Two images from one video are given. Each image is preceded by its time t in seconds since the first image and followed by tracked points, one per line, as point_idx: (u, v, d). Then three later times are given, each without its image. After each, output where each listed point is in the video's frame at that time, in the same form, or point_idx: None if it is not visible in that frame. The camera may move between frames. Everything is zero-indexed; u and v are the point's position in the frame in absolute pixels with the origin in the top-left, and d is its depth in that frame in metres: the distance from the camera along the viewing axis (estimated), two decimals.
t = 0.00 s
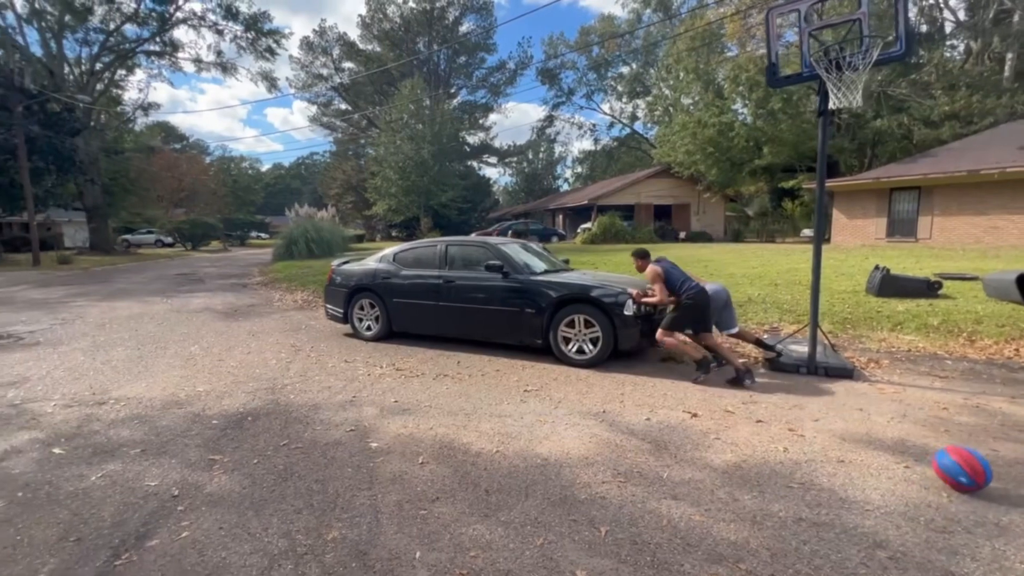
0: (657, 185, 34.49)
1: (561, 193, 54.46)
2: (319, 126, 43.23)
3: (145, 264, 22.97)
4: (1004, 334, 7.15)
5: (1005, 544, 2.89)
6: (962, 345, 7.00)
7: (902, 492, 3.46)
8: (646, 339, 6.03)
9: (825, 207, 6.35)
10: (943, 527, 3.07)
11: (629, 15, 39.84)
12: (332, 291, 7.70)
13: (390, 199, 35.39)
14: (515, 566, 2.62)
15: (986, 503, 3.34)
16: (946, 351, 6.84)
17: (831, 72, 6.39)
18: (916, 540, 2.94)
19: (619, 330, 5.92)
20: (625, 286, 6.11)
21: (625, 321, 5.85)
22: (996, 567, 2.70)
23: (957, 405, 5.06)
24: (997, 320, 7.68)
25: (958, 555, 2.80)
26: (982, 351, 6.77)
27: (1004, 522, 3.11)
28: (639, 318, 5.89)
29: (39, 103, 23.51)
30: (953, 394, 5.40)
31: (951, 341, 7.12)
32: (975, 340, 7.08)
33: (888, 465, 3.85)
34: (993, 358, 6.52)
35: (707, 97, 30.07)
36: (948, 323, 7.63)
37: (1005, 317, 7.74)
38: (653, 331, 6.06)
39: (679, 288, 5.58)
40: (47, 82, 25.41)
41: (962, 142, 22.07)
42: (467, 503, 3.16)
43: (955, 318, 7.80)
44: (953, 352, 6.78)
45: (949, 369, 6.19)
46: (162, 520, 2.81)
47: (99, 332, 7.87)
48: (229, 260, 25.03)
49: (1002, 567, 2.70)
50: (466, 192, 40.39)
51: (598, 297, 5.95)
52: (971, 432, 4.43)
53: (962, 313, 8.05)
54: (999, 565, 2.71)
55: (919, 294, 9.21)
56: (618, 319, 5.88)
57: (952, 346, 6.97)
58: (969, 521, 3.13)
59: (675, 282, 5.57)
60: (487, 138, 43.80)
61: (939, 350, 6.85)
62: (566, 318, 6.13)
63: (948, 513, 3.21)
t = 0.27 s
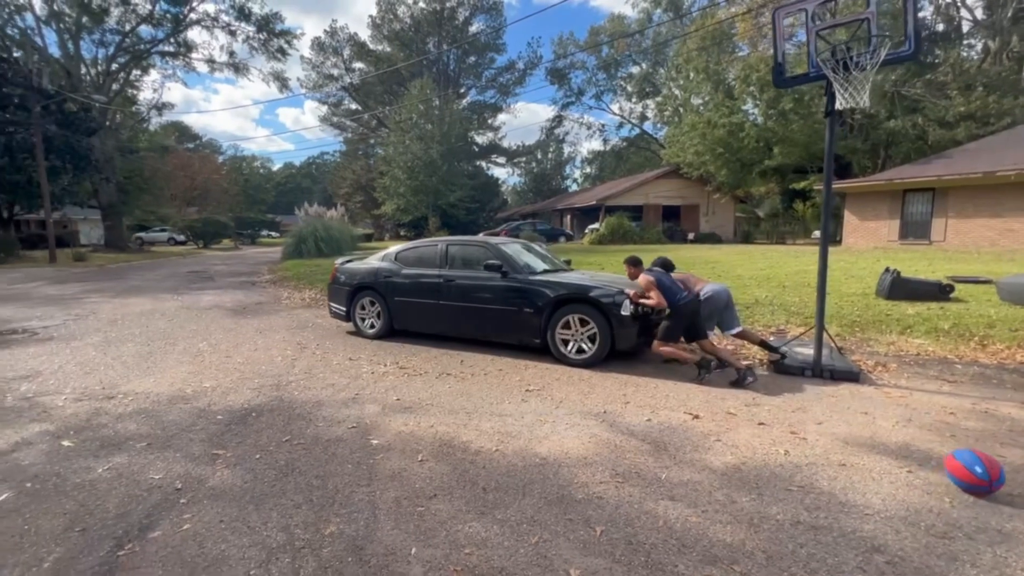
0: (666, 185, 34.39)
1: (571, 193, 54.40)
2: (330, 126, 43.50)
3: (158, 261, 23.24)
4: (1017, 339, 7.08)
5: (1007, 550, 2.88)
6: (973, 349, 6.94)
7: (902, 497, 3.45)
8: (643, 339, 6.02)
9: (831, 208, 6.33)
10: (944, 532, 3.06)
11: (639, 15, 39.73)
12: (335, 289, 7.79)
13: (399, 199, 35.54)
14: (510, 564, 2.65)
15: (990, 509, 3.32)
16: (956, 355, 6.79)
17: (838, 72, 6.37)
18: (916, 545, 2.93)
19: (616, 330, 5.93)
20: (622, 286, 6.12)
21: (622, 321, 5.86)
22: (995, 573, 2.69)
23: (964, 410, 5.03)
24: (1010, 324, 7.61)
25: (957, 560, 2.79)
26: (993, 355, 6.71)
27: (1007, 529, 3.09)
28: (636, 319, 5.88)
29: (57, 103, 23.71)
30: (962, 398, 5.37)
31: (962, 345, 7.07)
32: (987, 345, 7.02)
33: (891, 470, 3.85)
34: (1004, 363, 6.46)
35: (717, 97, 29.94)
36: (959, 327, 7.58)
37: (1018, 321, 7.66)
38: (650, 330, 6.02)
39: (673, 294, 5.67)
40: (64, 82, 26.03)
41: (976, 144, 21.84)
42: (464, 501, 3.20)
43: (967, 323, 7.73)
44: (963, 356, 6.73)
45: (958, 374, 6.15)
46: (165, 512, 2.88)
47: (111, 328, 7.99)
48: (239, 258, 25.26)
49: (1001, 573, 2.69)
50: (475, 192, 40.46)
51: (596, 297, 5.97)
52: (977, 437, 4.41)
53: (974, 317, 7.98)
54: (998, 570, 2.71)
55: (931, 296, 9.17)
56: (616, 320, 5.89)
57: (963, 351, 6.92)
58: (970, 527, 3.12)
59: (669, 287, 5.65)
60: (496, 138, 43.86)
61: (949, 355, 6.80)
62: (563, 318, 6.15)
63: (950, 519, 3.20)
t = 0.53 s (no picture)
0: (672, 186, 34.33)
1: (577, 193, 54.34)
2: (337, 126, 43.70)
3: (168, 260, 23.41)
4: None
5: (1008, 554, 2.88)
6: (981, 352, 6.91)
7: (904, 499, 3.46)
8: (638, 338, 6.03)
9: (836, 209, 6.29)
10: (945, 535, 3.06)
11: (647, 15, 39.64)
12: (336, 287, 7.86)
13: (406, 199, 35.65)
14: (507, 561, 2.69)
15: (992, 511, 3.32)
16: (964, 358, 6.77)
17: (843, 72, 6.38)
18: (916, 548, 2.94)
19: (611, 329, 5.96)
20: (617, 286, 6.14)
21: (616, 321, 5.88)
22: None
23: (970, 413, 5.02)
24: (1019, 326, 7.57)
25: (957, 563, 2.80)
26: (1002, 358, 6.68)
27: (1009, 532, 3.09)
28: (631, 318, 5.89)
29: (69, 104, 23.85)
30: (968, 401, 5.36)
31: (969, 348, 7.05)
32: (995, 347, 6.99)
33: (894, 472, 3.85)
34: (1012, 366, 6.43)
35: (724, 97, 29.85)
36: (967, 330, 7.55)
37: None
38: (646, 329, 6.01)
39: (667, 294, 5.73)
40: (76, 83, 26.37)
41: (987, 145, 21.66)
42: (464, 498, 3.24)
43: (974, 325, 7.71)
44: (971, 359, 6.70)
45: (964, 377, 6.14)
46: (170, 506, 2.94)
47: (120, 325, 8.09)
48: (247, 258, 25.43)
49: None
50: (481, 192, 40.52)
51: (591, 297, 5.99)
52: (981, 440, 4.41)
53: (982, 320, 7.95)
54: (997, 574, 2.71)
55: (938, 298, 9.12)
56: (610, 320, 5.91)
57: (971, 353, 6.89)
58: (973, 530, 3.12)
59: (661, 286, 5.73)
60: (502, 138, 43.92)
61: (956, 357, 6.78)
62: (558, 317, 6.19)
63: (951, 522, 3.21)
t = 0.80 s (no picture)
0: (678, 185, 34.25)
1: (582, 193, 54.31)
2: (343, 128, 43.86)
3: (175, 261, 23.57)
4: None
5: (1013, 555, 2.88)
6: (990, 352, 6.88)
7: (909, 501, 3.45)
8: (632, 337, 6.04)
9: (842, 208, 6.25)
10: (950, 537, 3.06)
11: (652, 15, 39.56)
12: (336, 287, 7.92)
13: (411, 200, 35.73)
14: (508, 560, 2.71)
15: (999, 513, 3.31)
16: (973, 359, 6.74)
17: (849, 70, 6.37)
18: (921, 549, 2.93)
19: (605, 329, 5.98)
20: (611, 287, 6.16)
21: (609, 320, 5.91)
22: None
23: (978, 415, 5.00)
24: None
25: (962, 565, 2.79)
26: (1011, 359, 6.64)
27: (1016, 535, 3.08)
28: (624, 317, 5.90)
29: (79, 107, 24.07)
30: (977, 403, 5.33)
31: (978, 349, 7.01)
32: (1005, 348, 6.95)
33: (900, 473, 3.84)
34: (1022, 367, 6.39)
35: (730, 96, 29.76)
36: (975, 331, 7.52)
37: None
38: (639, 328, 6.02)
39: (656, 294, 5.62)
40: (86, 86, 26.59)
41: (997, 144, 21.50)
42: (466, 497, 3.26)
43: (983, 326, 7.67)
44: (980, 360, 6.67)
45: (973, 378, 6.10)
46: (175, 504, 2.97)
47: (128, 325, 8.16)
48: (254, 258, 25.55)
49: None
50: (486, 193, 40.55)
51: (585, 297, 6.02)
52: (989, 442, 4.39)
53: (991, 320, 7.91)
54: None
55: (945, 298, 9.07)
56: (604, 319, 5.93)
57: (979, 354, 6.86)
58: (979, 532, 3.11)
59: (651, 285, 5.62)
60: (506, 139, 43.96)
61: (965, 358, 6.75)
62: (553, 316, 6.21)
63: (957, 523, 3.20)
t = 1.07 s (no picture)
0: (683, 185, 34.18)
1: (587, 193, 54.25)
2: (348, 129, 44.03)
3: (184, 263, 23.76)
4: None
5: None
6: (1001, 352, 6.84)
7: (919, 502, 3.44)
8: (627, 336, 6.04)
9: (850, 205, 6.20)
10: (960, 538, 3.05)
11: (657, 14, 39.49)
12: (337, 288, 7.97)
13: (417, 200, 35.82)
14: (514, 559, 2.73)
15: (1010, 514, 3.30)
16: (983, 358, 6.70)
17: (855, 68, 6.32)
18: (931, 551, 2.93)
19: (600, 328, 6.00)
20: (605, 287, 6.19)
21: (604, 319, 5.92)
22: None
23: (990, 415, 4.97)
24: None
25: (971, 566, 2.79)
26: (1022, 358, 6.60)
27: None
28: (619, 316, 5.91)
29: (89, 111, 24.33)
30: (989, 403, 5.30)
31: (989, 348, 6.97)
32: (1015, 348, 6.91)
33: (911, 474, 3.83)
34: None
35: (736, 95, 29.66)
36: (985, 330, 7.48)
37: None
38: (634, 327, 6.02)
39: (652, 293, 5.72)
40: (95, 91, 26.83)
41: (1006, 141, 21.33)
42: (472, 497, 3.28)
43: (993, 325, 7.63)
44: (991, 360, 6.63)
45: (983, 378, 6.07)
46: (184, 503, 3.01)
47: (138, 327, 8.24)
48: (261, 260, 25.66)
49: None
50: (492, 193, 40.59)
51: (579, 296, 6.04)
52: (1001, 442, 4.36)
53: (1002, 319, 7.86)
54: None
55: (957, 297, 9.04)
56: (599, 318, 5.95)
57: (990, 353, 6.82)
58: (990, 533, 3.10)
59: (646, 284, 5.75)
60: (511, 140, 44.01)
61: (975, 358, 6.72)
62: (549, 316, 6.24)
63: (967, 524, 3.19)
